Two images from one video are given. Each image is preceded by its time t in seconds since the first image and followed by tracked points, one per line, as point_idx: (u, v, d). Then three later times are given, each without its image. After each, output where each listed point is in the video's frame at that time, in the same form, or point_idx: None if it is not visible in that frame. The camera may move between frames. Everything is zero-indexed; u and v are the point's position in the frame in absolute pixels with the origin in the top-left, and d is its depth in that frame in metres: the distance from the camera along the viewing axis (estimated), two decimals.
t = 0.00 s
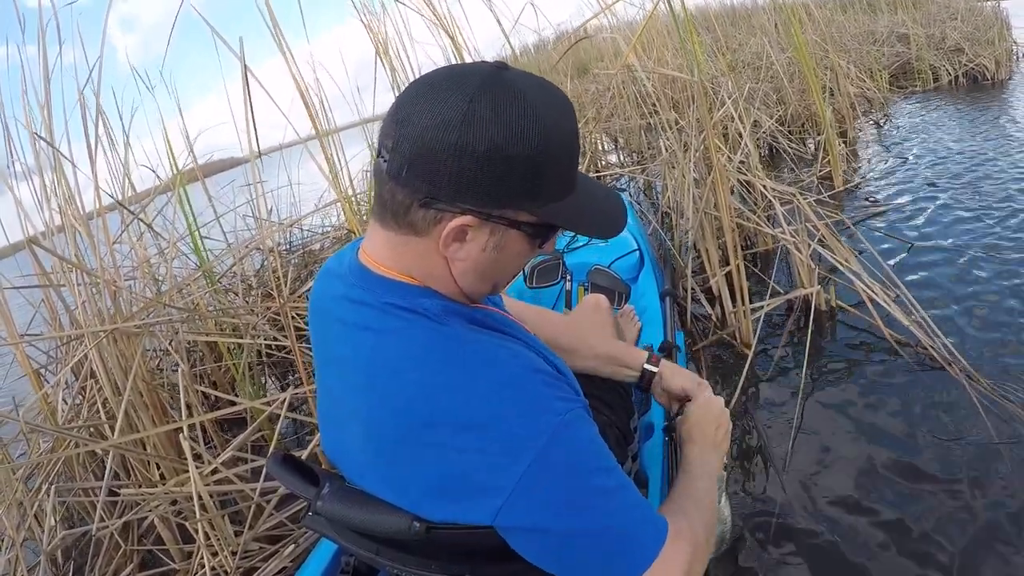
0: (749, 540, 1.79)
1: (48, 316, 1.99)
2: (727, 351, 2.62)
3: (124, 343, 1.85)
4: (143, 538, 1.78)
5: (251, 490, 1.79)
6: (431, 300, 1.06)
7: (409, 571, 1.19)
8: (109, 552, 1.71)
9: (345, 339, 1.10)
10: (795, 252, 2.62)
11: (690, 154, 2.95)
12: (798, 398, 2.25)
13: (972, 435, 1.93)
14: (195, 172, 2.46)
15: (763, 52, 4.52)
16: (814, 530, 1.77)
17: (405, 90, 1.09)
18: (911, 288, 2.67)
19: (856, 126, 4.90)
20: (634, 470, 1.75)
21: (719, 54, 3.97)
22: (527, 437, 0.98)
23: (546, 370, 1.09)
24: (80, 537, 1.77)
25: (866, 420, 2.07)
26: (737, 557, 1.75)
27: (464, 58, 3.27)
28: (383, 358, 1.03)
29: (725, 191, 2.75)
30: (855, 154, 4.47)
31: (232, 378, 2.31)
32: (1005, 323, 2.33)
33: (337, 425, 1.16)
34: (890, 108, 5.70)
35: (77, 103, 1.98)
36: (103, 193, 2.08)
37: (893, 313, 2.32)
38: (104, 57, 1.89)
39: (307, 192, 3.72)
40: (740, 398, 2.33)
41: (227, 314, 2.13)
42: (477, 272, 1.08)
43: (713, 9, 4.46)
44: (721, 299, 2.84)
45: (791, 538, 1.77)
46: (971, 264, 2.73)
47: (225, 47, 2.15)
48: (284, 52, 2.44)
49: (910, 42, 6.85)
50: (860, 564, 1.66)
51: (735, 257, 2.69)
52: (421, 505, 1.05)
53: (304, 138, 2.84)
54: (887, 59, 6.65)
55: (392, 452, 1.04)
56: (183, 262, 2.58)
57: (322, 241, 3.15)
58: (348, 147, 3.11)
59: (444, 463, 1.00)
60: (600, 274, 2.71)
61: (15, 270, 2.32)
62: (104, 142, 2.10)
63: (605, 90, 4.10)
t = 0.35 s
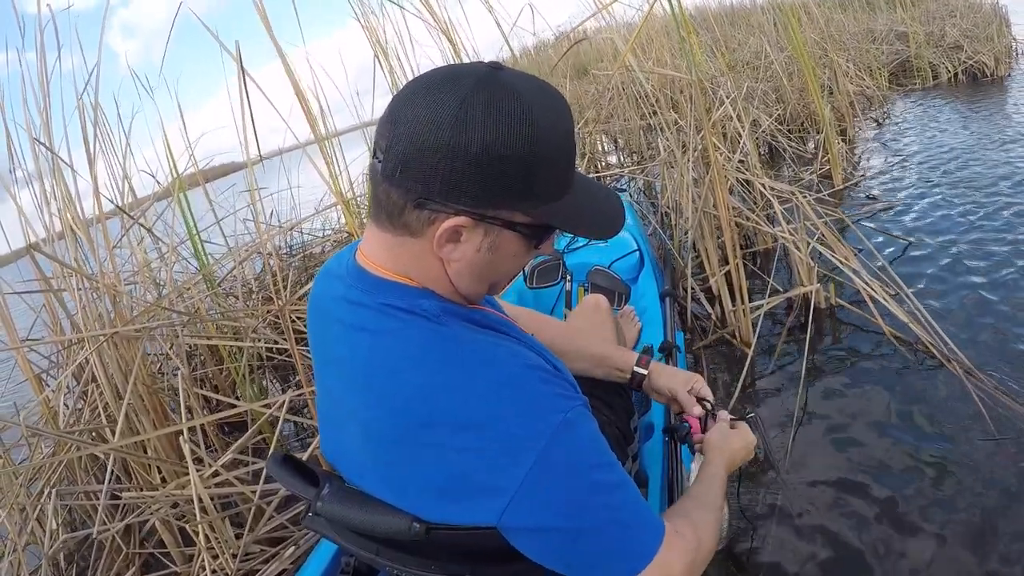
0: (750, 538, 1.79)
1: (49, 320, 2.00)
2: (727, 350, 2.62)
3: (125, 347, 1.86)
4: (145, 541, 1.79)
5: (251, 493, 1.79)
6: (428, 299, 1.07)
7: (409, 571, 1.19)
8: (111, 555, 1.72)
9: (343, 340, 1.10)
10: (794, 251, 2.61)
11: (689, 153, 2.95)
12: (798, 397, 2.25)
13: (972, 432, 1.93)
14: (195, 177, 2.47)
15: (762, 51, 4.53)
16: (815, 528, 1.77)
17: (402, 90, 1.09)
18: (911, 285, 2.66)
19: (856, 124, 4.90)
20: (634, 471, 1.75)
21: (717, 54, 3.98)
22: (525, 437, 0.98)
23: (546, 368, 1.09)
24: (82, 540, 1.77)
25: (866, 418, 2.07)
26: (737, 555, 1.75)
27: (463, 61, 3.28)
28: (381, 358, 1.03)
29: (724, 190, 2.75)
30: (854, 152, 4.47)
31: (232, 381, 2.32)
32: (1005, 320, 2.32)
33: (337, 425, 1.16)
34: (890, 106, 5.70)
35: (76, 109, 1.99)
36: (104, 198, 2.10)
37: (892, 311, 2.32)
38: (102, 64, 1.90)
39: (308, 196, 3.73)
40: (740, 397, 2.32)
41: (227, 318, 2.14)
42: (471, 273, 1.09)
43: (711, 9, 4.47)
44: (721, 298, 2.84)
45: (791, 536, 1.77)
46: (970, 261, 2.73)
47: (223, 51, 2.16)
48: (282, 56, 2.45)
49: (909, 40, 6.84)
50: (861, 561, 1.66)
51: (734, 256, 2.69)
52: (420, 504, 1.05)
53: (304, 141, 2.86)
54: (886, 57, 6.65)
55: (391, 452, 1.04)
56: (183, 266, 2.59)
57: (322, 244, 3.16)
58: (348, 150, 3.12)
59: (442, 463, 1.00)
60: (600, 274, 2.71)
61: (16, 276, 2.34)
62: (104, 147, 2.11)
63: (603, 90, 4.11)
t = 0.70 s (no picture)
0: (749, 538, 1.79)
1: (49, 319, 2.00)
2: (727, 350, 2.62)
3: (125, 347, 1.86)
4: (144, 540, 1.79)
5: (251, 492, 1.80)
6: (429, 300, 1.06)
7: (409, 571, 1.19)
8: (110, 554, 1.72)
9: (344, 340, 1.10)
10: (794, 251, 2.62)
11: (689, 153, 2.95)
12: (798, 397, 2.25)
13: (972, 432, 1.93)
14: (195, 176, 2.48)
15: (762, 51, 4.53)
16: (815, 528, 1.77)
17: (403, 91, 1.09)
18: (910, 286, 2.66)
19: (856, 124, 4.90)
20: (634, 471, 1.75)
21: (717, 53, 3.98)
22: (523, 436, 0.98)
23: (546, 365, 1.09)
24: (82, 539, 1.77)
25: (866, 418, 2.07)
26: (737, 556, 1.75)
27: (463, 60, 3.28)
28: (380, 358, 1.03)
29: (724, 190, 2.75)
30: (854, 152, 4.47)
31: (232, 380, 2.32)
32: (1005, 321, 2.32)
33: (338, 426, 1.16)
34: (890, 106, 5.70)
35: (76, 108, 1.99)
36: (104, 197, 2.10)
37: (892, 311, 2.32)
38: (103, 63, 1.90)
39: (307, 195, 3.73)
40: (740, 397, 2.33)
41: (227, 317, 2.14)
42: (472, 274, 1.09)
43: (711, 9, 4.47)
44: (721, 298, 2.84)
45: (791, 536, 1.77)
46: (971, 261, 2.73)
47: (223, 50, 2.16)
48: (282, 55, 2.45)
49: (909, 40, 6.83)
50: (860, 561, 1.66)
51: (734, 256, 2.69)
52: (422, 504, 1.05)
53: (304, 141, 2.86)
54: (886, 56, 6.65)
55: (390, 452, 1.04)
56: (183, 265, 2.59)
57: (322, 244, 3.16)
58: (348, 149, 3.12)
59: (441, 463, 1.00)
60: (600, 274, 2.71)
61: (16, 275, 2.34)
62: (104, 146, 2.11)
63: (604, 90, 4.11)
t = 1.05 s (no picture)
0: (749, 539, 1.79)
1: (49, 318, 2.00)
2: (726, 351, 2.62)
3: (124, 345, 1.87)
4: (144, 539, 1.79)
5: (250, 491, 1.80)
6: (429, 299, 1.06)
7: (408, 571, 1.20)
8: (110, 553, 1.72)
9: (342, 340, 1.10)
10: (794, 251, 2.61)
11: (689, 153, 2.95)
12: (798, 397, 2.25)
13: (971, 434, 1.93)
14: (196, 175, 2.48)
15: (763, 51, 4.53)
16: (814, 529, 1.77)
17: (405, 89, 1.09)
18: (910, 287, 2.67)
19: (857, 125, 4.89)
20: (633, 471, 1.77)
21: (718, 54, 3.98)
22: (517, 438, 0.98)
23: (544, 366, 1.09)
24: (81, 537, 1.78)
25: (866, 420, 2.07)
26: (738, 557, 1.75)
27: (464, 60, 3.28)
28: (379, 358, 1.03)
29: (725, 191, 2.76)
30: (855, 152, 4.46)
31: (232, 379, 2.32)
32: (1005, 322, 2.32)
33: (336, 425, 1.16)
34: (891, 106, 5.70)
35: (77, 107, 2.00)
36: (104, 196, 2.10)
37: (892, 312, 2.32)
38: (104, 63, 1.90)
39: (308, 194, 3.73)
40: (740, 397, 2.33)
41: (227, 316, 2.15)
42: (472, 273, 1.09)
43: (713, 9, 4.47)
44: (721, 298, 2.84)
45: (791, 537, 1.77)
46: (971, 262, 2.73)
47: (225, 49, 2.16)
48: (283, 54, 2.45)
49: (911, 41, 6.83)
50: (860, 562, 1.66)
51: (735, 257, 2.69)
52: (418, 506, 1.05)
53: (305, 140, 2.86)
54: (887, 56, 6.64)
55: (386, 451, 1.05)
56: (183, 264, 2.59)
57: (322, 243, 3.16)
58: (348, 148, 3.12)
59: (436, 463, 1.00)
60: (601, 274, 2.71)
61: (16, 274, 2.34)
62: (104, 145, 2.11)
63: (605, 90, 4.10)
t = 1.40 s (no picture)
0: (749, 540, 1.79)
1: (49, 314, 2.00)
2: (726, 352, 2.62)
3: (124, 342, 1.87)
4: (143, 536, 1.79)
5: (250, 489, 1.80)
6: (430, 297, 1.06)
7: (408, 571, 1.20)
8: (109, 550, 1.72)
9: (342, 339, 1.10)
10: (794, 253, 2.61)
11: (690, 154, 2.94)
12: (797, 399, 2.25)
13: (971, 436, 1.93)
14: (196, 172, 2.47)
15: (765, 52, 4.52)
16: (814, 530, 1.77)
17: (407, 88, 1.09)
18: (911, 289, 2.66)
19: (859, 126, 4.89)
20: (634, 471, 1.76)
21: (720, 54, 3.98)
22: (516, 436, 0.97)
23: (544, 365, 1.09)
24: (80, 534, 1.78)
25: (865, 422, 2.07)
26: (736, 558, 1.75)
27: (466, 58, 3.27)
28: (379, 356, 1.03)
29: (726, 192, 2.76)
30: (856, 154, 4.46)
31: (232, 377, 2.32)
32: (1004, 325, 2.33)
33: (335, 424, 1.16)
34: (893, 108, 5.69)
35: (77, 103, 1.99)
36: (104, 193, 2.10)
37: (892, 315, 2.32)
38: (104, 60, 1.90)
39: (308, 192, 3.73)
40: (739, 399, 2.33)
41: (227, 314, 2.15)
42: (472, 271, 1.09)
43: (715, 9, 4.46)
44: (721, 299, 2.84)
45: (790, 538, 1.77)
46: (971, 265, 2.73)
47: (226, 46, 2.16)
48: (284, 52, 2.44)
49: (913, 43, 6.82)
50: (859, 564, 1.66)
51: (735, 258, 2.69)
52: (417, 505, 1.05)
53: (306, 137, 2.86)
54: (889, 58, 6.63)
55: (386, 450, 1.05)
56: (183, 261, 2.59)
57: (323, 241, 3.16)
58: (348, 146, 3.11)
59: (435, 462, 1.00)
60: (601, 274, 2.71)
61: (16, 270, 2.34)
62: (104, 142, 2.11)
63: (606, 89, 4.10)
